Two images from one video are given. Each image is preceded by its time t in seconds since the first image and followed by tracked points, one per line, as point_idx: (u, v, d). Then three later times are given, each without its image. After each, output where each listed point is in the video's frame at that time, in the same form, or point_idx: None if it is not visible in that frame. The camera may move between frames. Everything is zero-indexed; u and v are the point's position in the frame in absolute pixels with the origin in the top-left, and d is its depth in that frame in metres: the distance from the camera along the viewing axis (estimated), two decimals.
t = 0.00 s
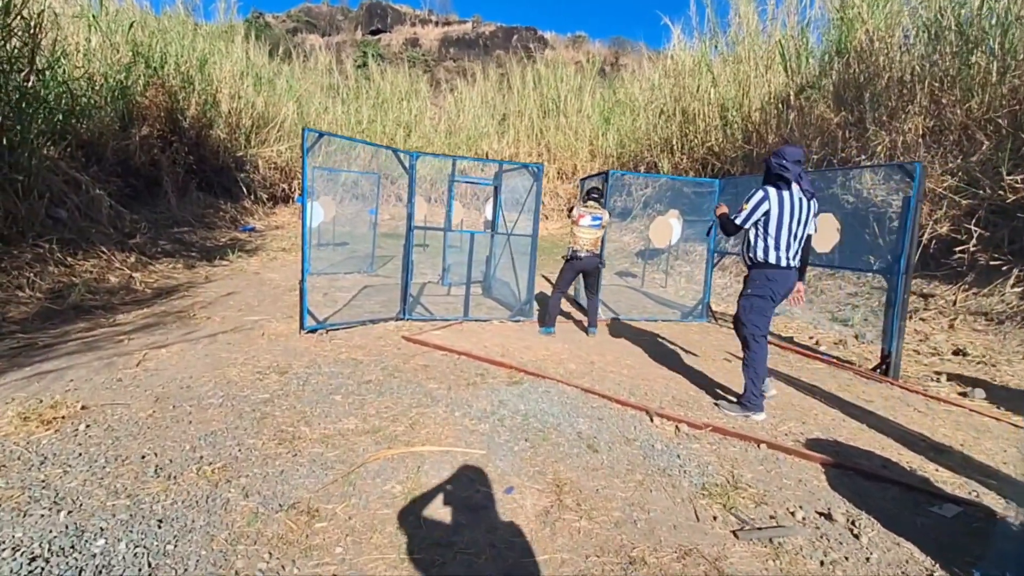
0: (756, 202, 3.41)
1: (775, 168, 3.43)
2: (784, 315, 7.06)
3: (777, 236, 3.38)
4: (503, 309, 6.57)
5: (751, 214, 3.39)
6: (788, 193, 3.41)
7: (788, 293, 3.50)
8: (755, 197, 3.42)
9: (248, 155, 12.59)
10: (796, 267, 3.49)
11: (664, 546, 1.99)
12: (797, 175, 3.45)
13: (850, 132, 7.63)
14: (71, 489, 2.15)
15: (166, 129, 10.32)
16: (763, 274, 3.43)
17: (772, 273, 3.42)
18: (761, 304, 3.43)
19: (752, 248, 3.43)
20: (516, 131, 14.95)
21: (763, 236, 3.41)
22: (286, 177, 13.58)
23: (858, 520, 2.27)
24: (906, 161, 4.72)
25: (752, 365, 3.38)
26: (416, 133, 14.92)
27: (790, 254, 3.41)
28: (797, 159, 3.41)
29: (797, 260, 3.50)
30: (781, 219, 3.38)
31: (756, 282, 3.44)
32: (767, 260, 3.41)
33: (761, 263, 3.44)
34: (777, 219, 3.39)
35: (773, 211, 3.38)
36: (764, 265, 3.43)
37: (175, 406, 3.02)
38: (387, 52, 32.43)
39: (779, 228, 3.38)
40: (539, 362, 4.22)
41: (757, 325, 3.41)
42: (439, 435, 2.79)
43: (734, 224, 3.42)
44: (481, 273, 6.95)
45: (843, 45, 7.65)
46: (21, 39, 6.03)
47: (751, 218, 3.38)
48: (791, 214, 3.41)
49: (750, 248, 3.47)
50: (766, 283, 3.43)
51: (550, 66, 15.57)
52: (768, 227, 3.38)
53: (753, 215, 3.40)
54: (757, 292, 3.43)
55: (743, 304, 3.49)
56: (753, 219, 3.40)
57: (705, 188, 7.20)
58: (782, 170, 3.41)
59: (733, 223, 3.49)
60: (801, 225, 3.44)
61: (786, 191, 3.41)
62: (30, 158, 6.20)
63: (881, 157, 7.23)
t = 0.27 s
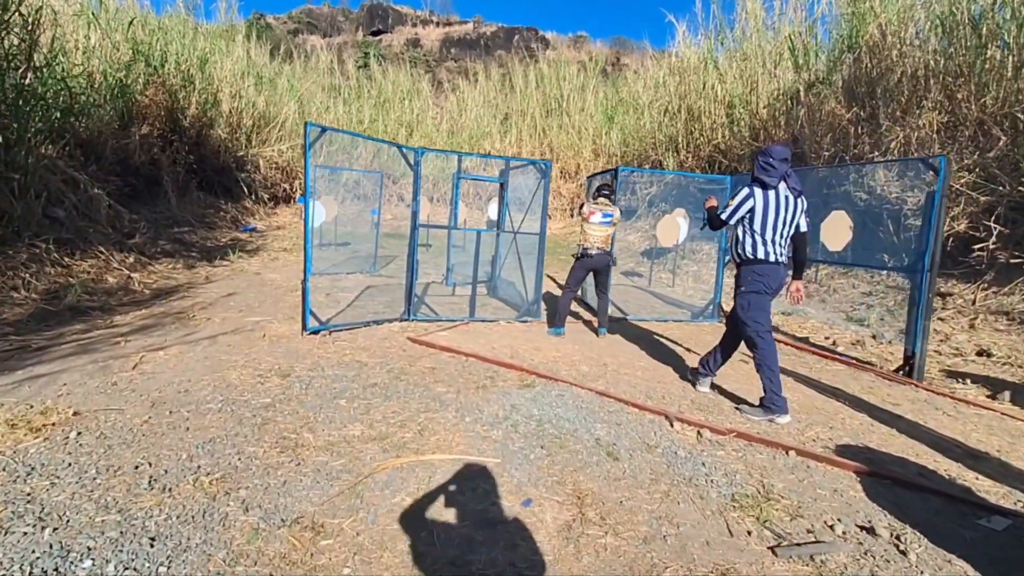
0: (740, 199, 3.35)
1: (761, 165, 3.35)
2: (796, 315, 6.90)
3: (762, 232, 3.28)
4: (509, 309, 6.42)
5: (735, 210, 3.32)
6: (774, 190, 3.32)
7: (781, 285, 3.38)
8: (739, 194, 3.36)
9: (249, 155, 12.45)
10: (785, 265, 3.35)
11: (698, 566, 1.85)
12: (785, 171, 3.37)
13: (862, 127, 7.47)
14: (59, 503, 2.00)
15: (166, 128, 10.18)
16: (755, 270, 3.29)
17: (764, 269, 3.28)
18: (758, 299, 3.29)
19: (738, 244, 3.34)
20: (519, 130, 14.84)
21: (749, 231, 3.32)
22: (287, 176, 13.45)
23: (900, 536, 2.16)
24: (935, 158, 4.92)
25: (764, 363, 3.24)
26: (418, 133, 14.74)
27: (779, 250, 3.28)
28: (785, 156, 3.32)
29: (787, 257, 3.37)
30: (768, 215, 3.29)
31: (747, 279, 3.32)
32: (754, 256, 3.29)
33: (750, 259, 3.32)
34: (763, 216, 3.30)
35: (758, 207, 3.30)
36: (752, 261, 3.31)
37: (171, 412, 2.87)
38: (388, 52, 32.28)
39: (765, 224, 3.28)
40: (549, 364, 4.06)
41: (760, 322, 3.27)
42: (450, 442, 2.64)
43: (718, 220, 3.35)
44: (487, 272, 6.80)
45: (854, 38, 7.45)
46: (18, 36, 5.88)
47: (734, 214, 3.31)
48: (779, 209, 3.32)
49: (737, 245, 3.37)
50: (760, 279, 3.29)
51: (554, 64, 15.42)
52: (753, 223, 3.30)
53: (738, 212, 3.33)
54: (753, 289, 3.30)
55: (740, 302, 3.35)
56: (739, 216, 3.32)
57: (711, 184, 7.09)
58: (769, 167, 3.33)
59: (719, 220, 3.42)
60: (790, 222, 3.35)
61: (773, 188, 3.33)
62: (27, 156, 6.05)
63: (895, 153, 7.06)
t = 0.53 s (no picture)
0: (732, 198, 3.47)
1: (754, 166, 3.47)
2: (809, 320, 6.75)
3: (752, 232, 3.39)
4: (515, 313, 6.26)
5: (727, 209, 3.45)
6: (766, 191, 3.43)
7: (767, 286, 3.49)
8: (732, 192, 3.48)
9: (250, 155, 12.32)
10: (774, 265, 3.47)
11: None
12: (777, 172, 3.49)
13: (875, 129, 7.28)
14: (40, 528, 1.86)
15: (166, 128, 10.05)
16: (742, 270, 3.42)
17: (750, 269, 3.40)
18: (735, 298, 3.46)
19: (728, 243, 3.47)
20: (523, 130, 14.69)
21: (739, 230, 3.45)
22: (288, 177, 13.31)
23: (946, 565, 2.00)
24: (959, 159, 4.72)
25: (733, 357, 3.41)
26: (420, 133, 14.61)
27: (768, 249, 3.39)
28: (778, 158, 3.43)
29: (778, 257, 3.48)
30: (758, 214, 3.40)
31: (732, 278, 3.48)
32: (742, 254, 3.43)
33: (738, 258, 3.46)
34: (753, 215, 3.42)
35: (749, 205, 3.41)
36: (740, 260, 3.45)
37: (164, 424, 2.73)
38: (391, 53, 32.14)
39: (755, 223, 3.40)
40: (560, 371, 3.91)
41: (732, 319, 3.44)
42: (458, 458, 2.49)
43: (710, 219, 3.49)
44: (492, 275, 6.64)
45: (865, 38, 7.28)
46: (13, 32, 5.74)
47: (726, 212, 3.44)
48: (769, 209, 3.44)
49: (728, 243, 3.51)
50: (743, 279, 3.43)
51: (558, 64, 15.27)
52: (744, 222, 3.42)
53: (729, 211, 3.46)
54: (732, 288, 3.46)
55: (719, 299, 3.53)
56: (730, 214, 3.45)
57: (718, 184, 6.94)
58: (761, 168, 3.45)
59: (712, 218, 3.57)
60: (780, 222, 3.46)
61: (766, 189, 3.43)
62: (21, 155, 5.91)
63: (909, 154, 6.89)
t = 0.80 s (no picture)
0: (731, 198, 3.50)
1: (753, 167, 3.49)
2: (822, 323, 6.55)
3: (750, 232, 3.42)
4: (522, 316, 6.14)
5: (724, 209, 3.49)
6: (764, 191, 3.44)
7: (764, 285, 3.50)
8: (731, 193, 3.51)
9: (254, 155, 12.23)
10: (774, 265, 3.49)
11: None
12: (777, 172, 3.50)
13: (888, 129, 7.12)
14: (28, 553, 1.75)
15: (168, 128, 9.97)
16: (736, 268, 3.49)
17: (744, 268, 3.45)
18: (723, 294, 3.56)
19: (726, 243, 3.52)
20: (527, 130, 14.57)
21: (737, 231, 3.48)
22: (291, 177, 13.22)
23: None
24: (983, 159, 4.57)
25: (705, 349, 3.60)
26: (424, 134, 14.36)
27: (765, 249, 3.42)
28: (777, 158, 3.44)
29: (777, 257, 3.50)
30: (756, 215, 3.42)
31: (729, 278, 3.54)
32: (740, 254, 3.47)
33: (736, 257, 3.51)
34: (751, 215, 3.44)
35: (747, 206, 3.44)
36: (738, 259, 3.49)
37: (163, 435, 2.62)
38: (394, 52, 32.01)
39: (753, 224, 3.42)
40: (571, 378, 3.80)
41: (715, 314, 3.57)
42: (470, 473, 2.38)
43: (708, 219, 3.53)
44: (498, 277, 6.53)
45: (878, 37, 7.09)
46: (12, 30, 5.64)
47: (723, 213, 3.48)
48: (768, 209, 3.46)
49: (726, 243, 3.55)
50: (735, 277, 3.50)
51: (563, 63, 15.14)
52: (741, 223, 3.45)
53: (728, 211, 3.49)
54: (722, 284, 3.55)
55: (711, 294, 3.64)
56: (728, 215, 3.49)
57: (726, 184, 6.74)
58: (760, 169, 3.47)
59: (712, 218, 3.61)
60: (780, 222, 3.48)
61: (765, 190, 3.45)
62: (20, 155, 5.81)
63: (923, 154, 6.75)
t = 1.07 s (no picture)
0: (727, 201, 3.53)
1: (752, 169, 3.50)
2: (833, 325, 6.54)
3: (745, 235, 3.43)
4: (529, 319, 6.06)
5: (720, 212, 3.52)
6: (761, 194, 3.44)
7: (763, 286, 3.47)
8: (728, 196, 3.54)
9: (256, 156, 12.16)
10: (772, 267, 3.47)
11: None
12: (776, 175, 3.50)
13: (898, 130, 7.03)
14: (34, 569, 1.68)
15: (171, 128, 9.91)
16: (733, 269, 3.50)
17: (740, 269, 3.46)
18: (723, 296, 3.55)
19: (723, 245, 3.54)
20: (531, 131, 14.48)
21: (733, 233, 3.50)
22: (293, 177, 13.16)
23: None
24: (1001, 160, 4.49)
25: (701, 348, 3.67)
26: (427, 134, 14.27)
27: (761, 250, 3.41)
28: (775, 161, 3.43)
29: (776, 259, 3.47)
30: (752, 217, 3.42)
31: (727, 279, 3.52)
32: (736, 256, 3.48)
33: (733, 260, 3.51)
34: (747, 217, 3.44)
35: (743, 208, 3.46)
36: (734, 261, 3.50)
37: (169, 442, 2.55)
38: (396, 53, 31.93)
39: (749, 226, 3.43)
40: (584, 383, 3.72)
41: (713, 316, 3.59)
42: (486, 482, 2.31)
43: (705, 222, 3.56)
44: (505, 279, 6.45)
45: (886, 36, 6.94)
46: (15, 28, 5.58)
47: (720, 215, 3.51)
48: (765, 212, 3.45)
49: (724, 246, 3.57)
50: (733, 278, 3.50)
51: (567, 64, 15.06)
52: (737, 226, 3.47)
53: (724, 214, 3.52)
54: (722, 286, 3.54)
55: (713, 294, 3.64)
56: (724, 217, 3.53)
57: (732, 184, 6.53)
58: (759, 171, 3.47)
59: (710, 220, 3.64)
60: (778, 224, 3.46)
61: (762, 193, 3.45)
62: (23, 155, 5.75)
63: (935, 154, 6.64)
